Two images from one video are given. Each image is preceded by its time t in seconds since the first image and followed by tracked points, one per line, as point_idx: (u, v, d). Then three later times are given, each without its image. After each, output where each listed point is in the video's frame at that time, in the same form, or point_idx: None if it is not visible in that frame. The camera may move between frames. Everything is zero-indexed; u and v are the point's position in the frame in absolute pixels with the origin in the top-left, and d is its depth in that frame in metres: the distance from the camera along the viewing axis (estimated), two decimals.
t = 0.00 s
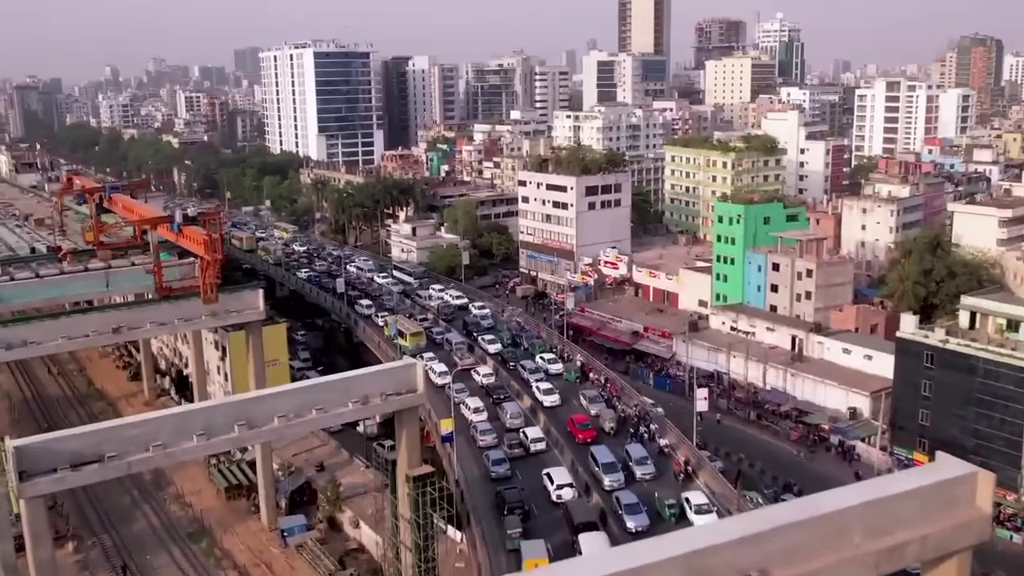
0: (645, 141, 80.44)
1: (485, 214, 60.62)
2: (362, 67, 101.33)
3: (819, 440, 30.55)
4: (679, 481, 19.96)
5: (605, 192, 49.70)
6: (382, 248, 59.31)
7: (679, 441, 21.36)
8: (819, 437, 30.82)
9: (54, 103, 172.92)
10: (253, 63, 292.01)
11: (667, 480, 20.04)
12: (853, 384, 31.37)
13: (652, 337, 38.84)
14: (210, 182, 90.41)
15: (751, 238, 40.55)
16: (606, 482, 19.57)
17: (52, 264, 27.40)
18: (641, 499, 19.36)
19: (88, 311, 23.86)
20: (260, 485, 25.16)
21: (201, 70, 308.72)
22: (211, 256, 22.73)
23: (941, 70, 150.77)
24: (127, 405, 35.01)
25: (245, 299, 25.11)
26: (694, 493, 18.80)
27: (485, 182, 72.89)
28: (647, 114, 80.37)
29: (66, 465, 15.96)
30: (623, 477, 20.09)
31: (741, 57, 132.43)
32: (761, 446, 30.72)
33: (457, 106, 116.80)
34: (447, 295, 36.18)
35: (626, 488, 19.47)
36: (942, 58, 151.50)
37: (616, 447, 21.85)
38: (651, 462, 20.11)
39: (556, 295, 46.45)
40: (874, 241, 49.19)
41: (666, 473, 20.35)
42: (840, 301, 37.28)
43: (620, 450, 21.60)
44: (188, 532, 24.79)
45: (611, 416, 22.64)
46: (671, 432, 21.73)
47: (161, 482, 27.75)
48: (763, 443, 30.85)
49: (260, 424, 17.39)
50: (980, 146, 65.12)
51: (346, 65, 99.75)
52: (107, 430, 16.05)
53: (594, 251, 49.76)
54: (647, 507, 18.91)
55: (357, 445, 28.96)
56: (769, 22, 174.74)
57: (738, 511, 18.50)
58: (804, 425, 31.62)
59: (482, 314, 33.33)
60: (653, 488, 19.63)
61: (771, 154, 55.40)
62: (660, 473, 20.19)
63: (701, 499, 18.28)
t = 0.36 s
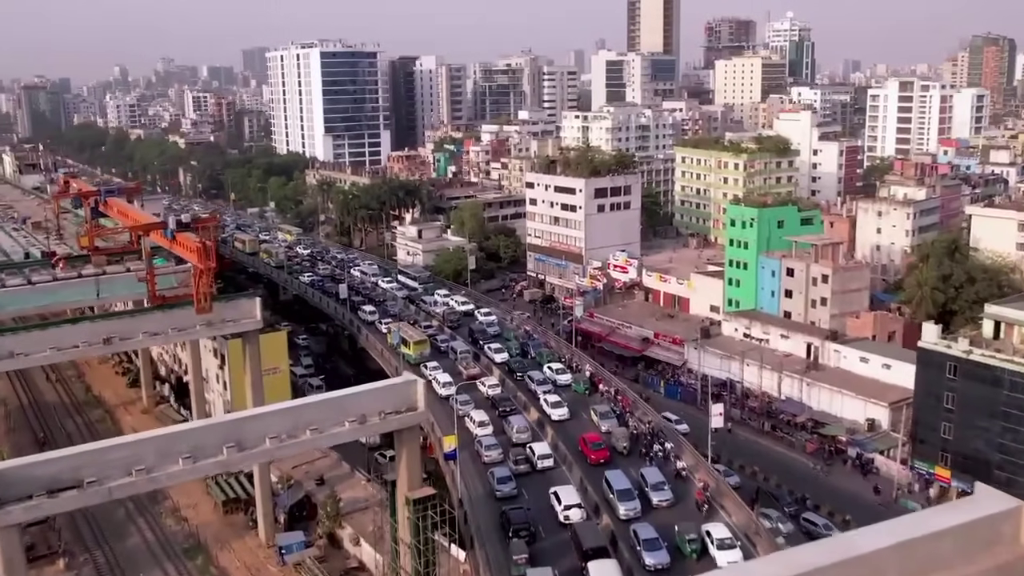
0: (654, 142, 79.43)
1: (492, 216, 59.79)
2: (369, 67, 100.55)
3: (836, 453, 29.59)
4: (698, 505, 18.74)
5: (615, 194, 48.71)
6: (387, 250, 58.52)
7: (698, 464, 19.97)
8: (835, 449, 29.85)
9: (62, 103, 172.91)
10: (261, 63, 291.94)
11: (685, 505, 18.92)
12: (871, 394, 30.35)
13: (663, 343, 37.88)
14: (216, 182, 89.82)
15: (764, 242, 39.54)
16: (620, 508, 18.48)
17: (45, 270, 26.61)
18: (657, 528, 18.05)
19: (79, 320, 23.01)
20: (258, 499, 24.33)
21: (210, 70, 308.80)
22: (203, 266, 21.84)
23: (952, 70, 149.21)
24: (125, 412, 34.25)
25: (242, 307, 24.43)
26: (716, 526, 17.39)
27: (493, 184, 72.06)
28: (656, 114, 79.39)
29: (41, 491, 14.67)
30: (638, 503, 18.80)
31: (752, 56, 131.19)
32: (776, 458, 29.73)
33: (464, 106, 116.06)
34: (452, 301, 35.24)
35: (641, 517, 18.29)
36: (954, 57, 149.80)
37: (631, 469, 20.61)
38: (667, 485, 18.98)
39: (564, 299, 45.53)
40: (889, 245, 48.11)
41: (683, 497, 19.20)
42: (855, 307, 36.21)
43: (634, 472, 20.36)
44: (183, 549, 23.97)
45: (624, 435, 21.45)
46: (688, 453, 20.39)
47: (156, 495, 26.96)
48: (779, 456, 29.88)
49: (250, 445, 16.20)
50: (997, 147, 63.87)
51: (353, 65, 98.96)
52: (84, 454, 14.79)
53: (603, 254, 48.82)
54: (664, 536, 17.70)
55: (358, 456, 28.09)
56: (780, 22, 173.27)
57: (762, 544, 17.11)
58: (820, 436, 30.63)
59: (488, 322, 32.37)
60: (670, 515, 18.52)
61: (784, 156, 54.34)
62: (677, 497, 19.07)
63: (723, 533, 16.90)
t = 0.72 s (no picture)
0: (664, 143, 78.40)
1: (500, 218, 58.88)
2: (376, 67, 99.74)
3: (854, 467, 28.62)
4: (718, 533, 17.69)
5: (624, 196, 47.76)
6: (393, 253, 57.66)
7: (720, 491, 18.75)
8: (853, 462, 28.85)
9: (70, 102, 172.75)
10: (270, 63, 291.75)
11: (707, 536, 17.70)
12: (889, 405, 29.35)
13: (674, 350, 36.99)
14: (222, 183, 89.15)
15: (778, 247, 38.54)
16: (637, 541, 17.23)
17: (38, 276, 25.80)
18: (677, 562, 16.85)
19: (68, 331, 22.19)
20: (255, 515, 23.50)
21: (218, 69, 308.75)
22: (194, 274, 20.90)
23: (964, 69, 147.77)
24: (123, 420, 33.47)
25: (238, 316, 23.62)
26: (740, 559, 16.22)
27: (500, 185, 71.16)
28: (666, 114, 78.40)
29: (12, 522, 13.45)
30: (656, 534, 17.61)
31: (762, 55, 129.95)
32: (791, 471, 28.76)
33: (472, 106, 115.17)
34: (458, 307, 34.34)
35: (659, 547, 17.14)
36: (966, 56, 148.16)
37: (646, 493, 19.52)
38: (686, 514, 17.94)
39: (572, 304, 44.60)
40: (905, 248, 47.03)
41: (703, 525, 18.18)
42: (872, 314, 35.20)
43: (651, 497, 19.25)
44: (177, 566, 23.14)
45: (638, 455, 20.39)
46: (709, 479, 19.20)
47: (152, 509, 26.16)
48: (795, 470, 28.96)
49: (238, 468, 15.10)
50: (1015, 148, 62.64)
51: (360, 65, 98.15)
52: (56, 482, 13.63)
53: (612, 257, 47.83)
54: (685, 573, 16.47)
55: (359, 468, 27.25)
56: (790, 21, 171.78)
57: None
58: (837, 448, 29.63)
59: (495, 329, 31.42)
60: (691, 547, 17.31)
61: (797, 157, 53.29)
62: (697, 525, 18.03)
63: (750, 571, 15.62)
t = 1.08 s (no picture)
0: (674, 143, 77.40)
1: (507, 220, 58.02)
2: (383, 66, 98.92)
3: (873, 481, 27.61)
4: (747, 572, 16.49)
5: (634, 199, 46.80)
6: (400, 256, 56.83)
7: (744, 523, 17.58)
8: (872, 476, 27.84)
9: (78, 102, 172.55)
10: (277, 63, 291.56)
11: (732, 572, 16.52)
12: (909, 416, 28.36)
13: (685, 357, 36.08)
14: (228, 184, 88.45)
15: (793, 251, 37.52)
16: None
17: (30, 283, 25.01)
18: None
19: (56, 343, 21.42)
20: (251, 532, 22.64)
21: (226, 69, 308.65)
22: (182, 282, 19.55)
23: (976, 69, 146.35)
24: (121, 428, 32.69)
25: (234, 326, 22.93)
26: None
27: (508, 186, 70.24)
28: (676, 114, 77.41)
29: None
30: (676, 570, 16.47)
31: (772, 55, 128.77)
32: (809, 484, 27.75)
33: (480, 106, 114.23)
34: (464, 313, 33.46)
35: None
36: (978, 56, 146.50)
37: (663, 522, 18.43)
38: (708, 549, 16.71)
39: (581, 308, 43.66)
40: (922, 252, 45.95)
41: (726, 559, 17.01)
42: (890, 321, 34.17)
43: (668, 527, 18.15)
44: None
45: (653, 479, 19.35)
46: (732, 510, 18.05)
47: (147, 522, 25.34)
48: (813, 483, 27.95)
49: (225, 495, 14.30)
50: None
51: (367, 65, 97.39)
52: (35, 512, 12.77)
53: (622, 261, 46.87)
54: None
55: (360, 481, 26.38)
56: (800, 20, 170.12)
57: None
58: (855, 461, 28.64)
59: (502, 337, 30.48)
60: None
61: (810, 158, 52.24)
62: (720, 560, 16.85)
63: None
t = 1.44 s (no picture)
0: (684, 144, 76.39)
1: (515, 222, 57.12)
2: (390, 66, 98.10)
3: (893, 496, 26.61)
4: None
5: (644, 201, 45.82)
6: (406, 258, 55.99)
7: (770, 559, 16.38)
8: (891, 491, 26.84)
9: (86, 102, 172.60)
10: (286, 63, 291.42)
11: None
12: (930, 428, 27.37)
13: (696, 365, 35.14)
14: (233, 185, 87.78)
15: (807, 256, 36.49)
16: None
17: (20, 290, 24.21)
18: None
19: (40, 356, 20.61)
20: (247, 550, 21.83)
21: (235, 69, 308.48)
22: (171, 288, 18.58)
23: (989, 68, 144.87)
24: (118, 437, 31.92)
25: (228, 337, 22.28)
26: None
27: (516, 187, 69.34)
28: (686, 114, 76.43)
29: None
30: None
31: (783, 54, 127.56)
32: (826, 499, 26.78)
33: (488, 106, 113.36)
34: (470, 320, 32.56)
35: None
36: (991, 55, 144.85)
37: (682, 554, 17.32)
38: None
39: (590, 313, 42.72)
40: (940, 256, 44.84)
41: None
42: (909, 328, 33.14)
43: (688, 561, 17.04)
44: None
45: (671, 507, 18.27)
46: (757, 543, 16.87)
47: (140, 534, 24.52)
48: (831, 498, 26.91)
49: (209, 527, 12.67)
50: None
51: (373, 65, 96.61)
52: None
53: (631, 264, 45.88)
54: None
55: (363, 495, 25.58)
56: (811, 18, 168.53)
57: None
58: (874, 474, 27.65)
59: (509, 345, 29.61)
60: None
61: (824, 160, 51.16)
62: None
63: None
